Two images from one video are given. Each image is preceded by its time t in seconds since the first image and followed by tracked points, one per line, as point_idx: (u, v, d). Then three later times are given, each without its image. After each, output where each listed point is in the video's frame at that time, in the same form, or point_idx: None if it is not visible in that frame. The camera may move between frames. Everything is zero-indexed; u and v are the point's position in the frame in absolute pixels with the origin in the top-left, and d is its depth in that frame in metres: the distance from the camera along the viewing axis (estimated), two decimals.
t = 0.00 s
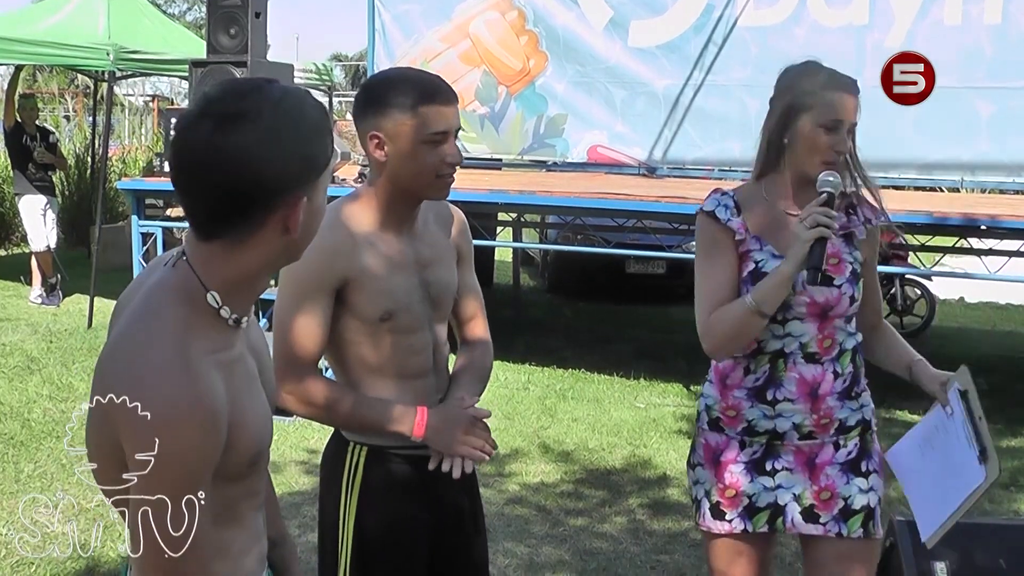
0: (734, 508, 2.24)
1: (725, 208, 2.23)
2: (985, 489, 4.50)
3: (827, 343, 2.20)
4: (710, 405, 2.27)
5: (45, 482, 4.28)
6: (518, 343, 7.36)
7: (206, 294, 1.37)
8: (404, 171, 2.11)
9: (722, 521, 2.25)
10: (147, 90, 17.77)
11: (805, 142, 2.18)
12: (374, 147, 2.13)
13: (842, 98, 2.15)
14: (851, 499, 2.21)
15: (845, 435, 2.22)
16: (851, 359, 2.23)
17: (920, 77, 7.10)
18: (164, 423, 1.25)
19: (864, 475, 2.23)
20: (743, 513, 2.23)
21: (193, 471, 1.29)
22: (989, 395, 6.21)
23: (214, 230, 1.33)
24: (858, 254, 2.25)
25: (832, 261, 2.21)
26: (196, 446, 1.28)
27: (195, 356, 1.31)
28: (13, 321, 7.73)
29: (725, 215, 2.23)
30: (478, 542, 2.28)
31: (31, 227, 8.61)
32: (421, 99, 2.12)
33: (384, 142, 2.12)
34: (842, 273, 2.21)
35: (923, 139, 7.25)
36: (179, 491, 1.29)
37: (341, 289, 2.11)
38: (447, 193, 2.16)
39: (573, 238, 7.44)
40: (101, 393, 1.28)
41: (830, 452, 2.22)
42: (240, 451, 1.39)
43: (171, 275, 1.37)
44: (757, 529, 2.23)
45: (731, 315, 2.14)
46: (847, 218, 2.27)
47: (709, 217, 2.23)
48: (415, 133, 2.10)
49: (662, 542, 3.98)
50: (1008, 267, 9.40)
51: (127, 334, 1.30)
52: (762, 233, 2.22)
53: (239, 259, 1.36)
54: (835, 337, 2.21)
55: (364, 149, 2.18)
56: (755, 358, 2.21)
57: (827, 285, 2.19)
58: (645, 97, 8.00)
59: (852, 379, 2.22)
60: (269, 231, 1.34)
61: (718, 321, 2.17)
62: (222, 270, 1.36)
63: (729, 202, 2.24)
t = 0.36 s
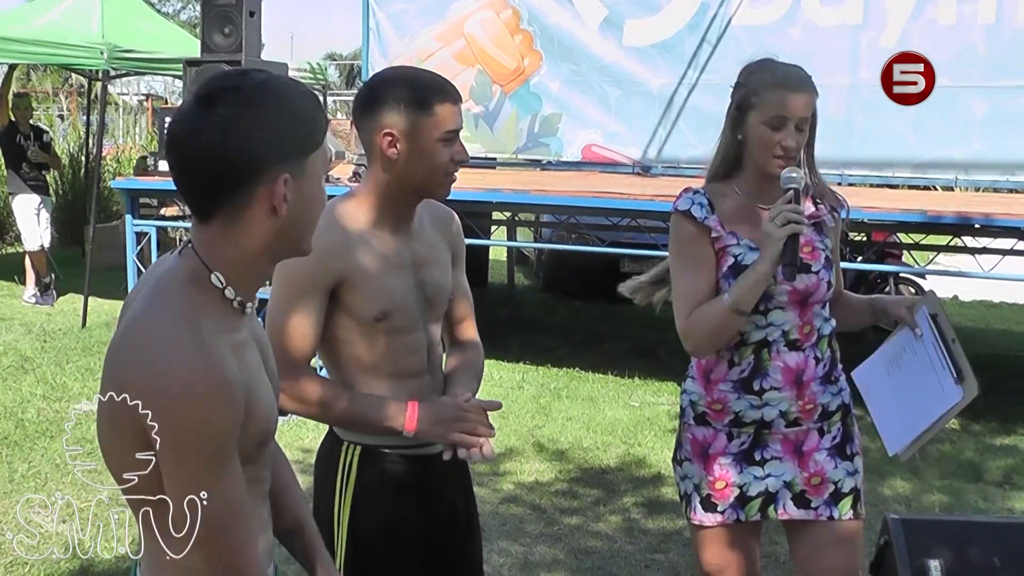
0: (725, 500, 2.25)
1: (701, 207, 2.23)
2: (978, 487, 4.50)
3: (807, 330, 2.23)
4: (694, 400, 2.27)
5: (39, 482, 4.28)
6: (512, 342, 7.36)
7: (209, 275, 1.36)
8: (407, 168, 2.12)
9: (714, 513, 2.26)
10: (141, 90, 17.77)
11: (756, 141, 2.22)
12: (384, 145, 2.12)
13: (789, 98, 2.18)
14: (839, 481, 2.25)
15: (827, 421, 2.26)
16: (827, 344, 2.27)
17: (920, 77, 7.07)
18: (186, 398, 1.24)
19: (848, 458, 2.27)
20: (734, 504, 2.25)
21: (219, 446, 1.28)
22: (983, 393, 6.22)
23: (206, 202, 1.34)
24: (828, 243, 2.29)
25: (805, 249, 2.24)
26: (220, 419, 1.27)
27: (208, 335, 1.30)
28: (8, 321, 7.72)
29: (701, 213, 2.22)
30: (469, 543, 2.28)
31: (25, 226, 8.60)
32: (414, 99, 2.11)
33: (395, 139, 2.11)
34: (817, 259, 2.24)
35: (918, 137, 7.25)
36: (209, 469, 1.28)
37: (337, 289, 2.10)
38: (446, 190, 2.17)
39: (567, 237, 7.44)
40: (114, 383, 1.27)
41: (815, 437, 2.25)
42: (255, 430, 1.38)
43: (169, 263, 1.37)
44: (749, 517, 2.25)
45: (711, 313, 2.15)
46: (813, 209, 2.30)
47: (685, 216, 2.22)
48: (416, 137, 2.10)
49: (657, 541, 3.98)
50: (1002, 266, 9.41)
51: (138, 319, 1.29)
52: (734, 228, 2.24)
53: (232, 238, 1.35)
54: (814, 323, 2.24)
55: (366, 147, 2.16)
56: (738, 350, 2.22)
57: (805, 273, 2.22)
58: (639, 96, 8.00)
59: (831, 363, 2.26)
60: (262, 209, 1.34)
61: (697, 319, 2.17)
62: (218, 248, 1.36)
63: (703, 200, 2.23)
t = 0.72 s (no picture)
0: (723, 491, 2.28)
1: (718, 195, 2.28)
2: (972, 481, 4.50)
3: (812, 328, 2.26)
4: (699, 390, 2.32)
5: (33, 478, 4.27)
6: (506, 336, 7.36)
7: (210, 245, 1.46)
8: (407, 166, 2.10)
9: (709, 503, 2.30)
10: (135, 84, 17.73)
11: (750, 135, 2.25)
12: (383, 140, 2.10)
13: (772, 102, 2.20)
14: (833, 484, 2.27)
15: (828, 422, 2.28)
16: (833, 345, 2.29)
17: (920, 77, 7.08)
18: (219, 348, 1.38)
19: (846, 462, 2.29)
20: (730, 496, 2.28)
21: (253, 397, 1.42)
22: (978, 387, 6.22)
23: (196, 177, 1.47)
24: (843, 243, 2.30)
25: (818, 247, 2.26)
26: (253, 371, 1.41)
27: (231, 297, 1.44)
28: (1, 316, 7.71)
29: (716, 201, 2.28)
30: (469, 536, 2.28)
31: (19, 221, 8.58)
32: (412, 96, 2.10)
33: (393, 134, 2.09)
34: (827, 258, 2.27)
35: (912, 132, 7.25)
36: (247, 420, 1.41)
37: (340, 284, 2.10)
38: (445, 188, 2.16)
39: (561, 232, 7.44)
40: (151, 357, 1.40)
41: (815, 438, 2.28)
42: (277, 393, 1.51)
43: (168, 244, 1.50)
44: (742, 511, 2.28)
45: (698, 300, 2.23)
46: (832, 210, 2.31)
47: (703, 202, 2.29)
48: (414, 134, 2.09)
49: (651, 536, 3.98)
50: (996, 260, 9.41)
51: (163, 291, 1.43)
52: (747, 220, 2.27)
53: (215, 208, 1.47)
54: (820, 322, 2.27)
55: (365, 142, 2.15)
56: (744, 341, 2.27)
57: (813, 269, 2.25)
58: (633, 91, 8.02)
59: (836, 364, 2.28)
60: (234, 183, 1.46)
61: (688, 303, 2.26)
62: (208, 219, 1.47)
63: (723, 190, 2.29)
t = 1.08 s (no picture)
0: (728, 463, 2.32)
1: (736, 174, 2.29)
2: (958, 461, 4.52)
3: (822, 307, 2.27)
4: (711, 366, 2.35)
5: (18, 463, 4.26)
6: (492, 319, 7.36)
7: (223, 222, 1.48)
8: (414, 151, 2.06)
9: (715, 476, 2.33)
10: (119, 66, 17.67)
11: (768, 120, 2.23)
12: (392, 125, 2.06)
13: (788, 87, 2.18)
14: (836, 461, 2.30)
15: (835, 401, 2.30)
16: (844, 326, 2.29)
17: (920, 77, 7.08)
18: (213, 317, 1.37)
19: (850, 440, 2.31)
20: (736, 469, 2.32)
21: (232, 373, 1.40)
22: (963, 367, 6.24)
23: (212, 159, 1.49)
24: (859, 229, 2.28)
25: (831, 231, 2.25)
26: (235, 344, 1.39)
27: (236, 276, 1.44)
28: None
29: (733, 180, 2.29)
30: (469, 524, 2.27)
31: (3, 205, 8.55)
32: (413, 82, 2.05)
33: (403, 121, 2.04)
34: (840, 241, 2.25)
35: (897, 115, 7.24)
36: (221, 395, 1.39)
37: (352, 269, 2.06)
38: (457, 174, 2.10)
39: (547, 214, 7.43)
40: (146, 313, 1.41)
41: (820, 416, 2.29)
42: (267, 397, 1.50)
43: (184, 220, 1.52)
44: (747, 485, 2.31)
45: (714, 280, 2.26)
46: (850, 194, 2.27)
47: (722, 182, 2.30)
48: (417, 121, 2.04)
49: (637, 518, 3.99)
50: (981, 241, 9.43)
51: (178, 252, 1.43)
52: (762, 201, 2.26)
53: (233, 189, 1.49)
54: (831, 303, 2.27)
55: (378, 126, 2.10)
56: (755, 318, 2.29)
57: (824, 252, 2.24)
58: (618, 74, 8.00)
59: (845, 344, 2.29)
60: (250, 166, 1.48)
61: (704, 279, 2.29)
62: (226, 200, 1.49)
63: (742, 169, 2.30)
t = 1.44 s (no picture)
0: (721, 460, 2.32)
1: (722, 175, 2.30)
2: (939, 458, 4.53)
3: (812, 303, 2.28)
4: (701, 361, 2.34)
5: None
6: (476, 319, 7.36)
7: (250, 228, 1.45)
8: (466, 150, 2.04)
9: (708, 473, 2.34)
10: (102, 66, 17.61)
11: (777, 123, 2.25)
12: (445, 127, 2.05)
13: (810, 84, 2.20)
14: (827, 454, 2.31)
15: (824, 394, 2.30)
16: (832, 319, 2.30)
17: (920, 77, 7.05)
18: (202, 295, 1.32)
19: (840, 432, 2.32)
20: (729, 465, 2.32)
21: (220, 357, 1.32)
22: (944, 365, 6.26)
23: (244, 162, 1.46)
24: (841, 223, 2.33)
25: (819, 225, 2.28)
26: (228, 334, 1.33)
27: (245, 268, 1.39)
28: None
29: (722, 182, 2.29)
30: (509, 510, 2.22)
31: None
32: (476, 85, 2.03)
33: (455, 120, 2.04)
34: (827, 236, 2.28)
35: (879, 114, 7.28)
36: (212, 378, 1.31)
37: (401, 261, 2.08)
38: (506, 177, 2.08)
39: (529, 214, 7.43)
40: (153, 302, 1.37)
41: (810, 410, 2.30)
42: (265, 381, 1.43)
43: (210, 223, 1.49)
44: (741, 480, 2.32)
45: (718, 281, 2.24)
46: (830, 189, 2.34)
47: (708, 183, 2.30)
48: (472, 120, 2.02)
49: (620, 517, 3.99)
50: (963, 240, 9.46)
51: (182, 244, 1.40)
52: (753, 199, 2.29)
53: (263, 195, 1.46)
54: (820, 297, 2.28)
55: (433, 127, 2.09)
56: (745, 315, 2.28)
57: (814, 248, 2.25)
58: (602, 75, 7.98)
59: (834, 337, 2.30)
60: (286, 175, 1.45)
61: (707, 282, 2.26)
62: (253, 206, 1.46)
63: (726, 169, 2.31)
